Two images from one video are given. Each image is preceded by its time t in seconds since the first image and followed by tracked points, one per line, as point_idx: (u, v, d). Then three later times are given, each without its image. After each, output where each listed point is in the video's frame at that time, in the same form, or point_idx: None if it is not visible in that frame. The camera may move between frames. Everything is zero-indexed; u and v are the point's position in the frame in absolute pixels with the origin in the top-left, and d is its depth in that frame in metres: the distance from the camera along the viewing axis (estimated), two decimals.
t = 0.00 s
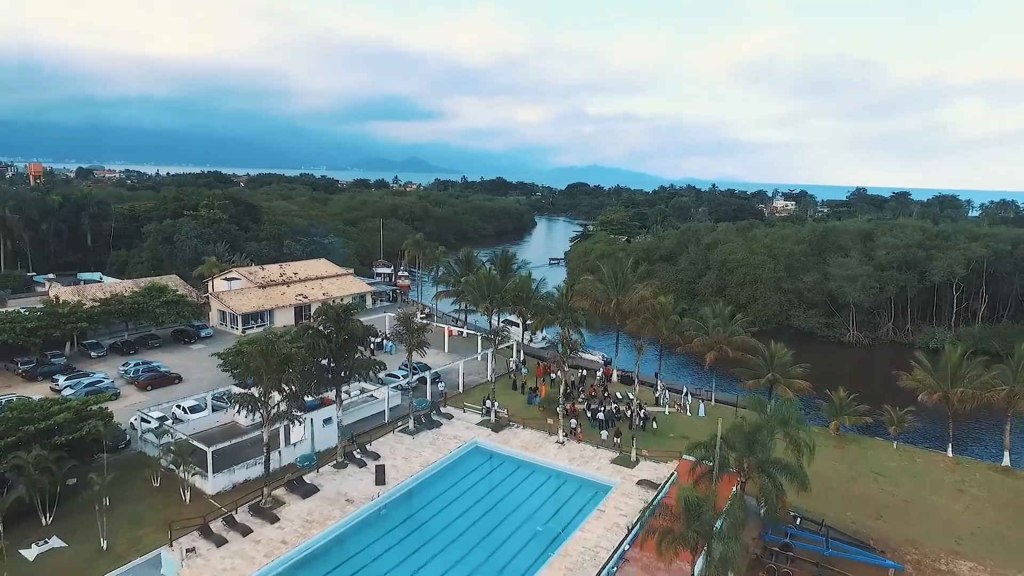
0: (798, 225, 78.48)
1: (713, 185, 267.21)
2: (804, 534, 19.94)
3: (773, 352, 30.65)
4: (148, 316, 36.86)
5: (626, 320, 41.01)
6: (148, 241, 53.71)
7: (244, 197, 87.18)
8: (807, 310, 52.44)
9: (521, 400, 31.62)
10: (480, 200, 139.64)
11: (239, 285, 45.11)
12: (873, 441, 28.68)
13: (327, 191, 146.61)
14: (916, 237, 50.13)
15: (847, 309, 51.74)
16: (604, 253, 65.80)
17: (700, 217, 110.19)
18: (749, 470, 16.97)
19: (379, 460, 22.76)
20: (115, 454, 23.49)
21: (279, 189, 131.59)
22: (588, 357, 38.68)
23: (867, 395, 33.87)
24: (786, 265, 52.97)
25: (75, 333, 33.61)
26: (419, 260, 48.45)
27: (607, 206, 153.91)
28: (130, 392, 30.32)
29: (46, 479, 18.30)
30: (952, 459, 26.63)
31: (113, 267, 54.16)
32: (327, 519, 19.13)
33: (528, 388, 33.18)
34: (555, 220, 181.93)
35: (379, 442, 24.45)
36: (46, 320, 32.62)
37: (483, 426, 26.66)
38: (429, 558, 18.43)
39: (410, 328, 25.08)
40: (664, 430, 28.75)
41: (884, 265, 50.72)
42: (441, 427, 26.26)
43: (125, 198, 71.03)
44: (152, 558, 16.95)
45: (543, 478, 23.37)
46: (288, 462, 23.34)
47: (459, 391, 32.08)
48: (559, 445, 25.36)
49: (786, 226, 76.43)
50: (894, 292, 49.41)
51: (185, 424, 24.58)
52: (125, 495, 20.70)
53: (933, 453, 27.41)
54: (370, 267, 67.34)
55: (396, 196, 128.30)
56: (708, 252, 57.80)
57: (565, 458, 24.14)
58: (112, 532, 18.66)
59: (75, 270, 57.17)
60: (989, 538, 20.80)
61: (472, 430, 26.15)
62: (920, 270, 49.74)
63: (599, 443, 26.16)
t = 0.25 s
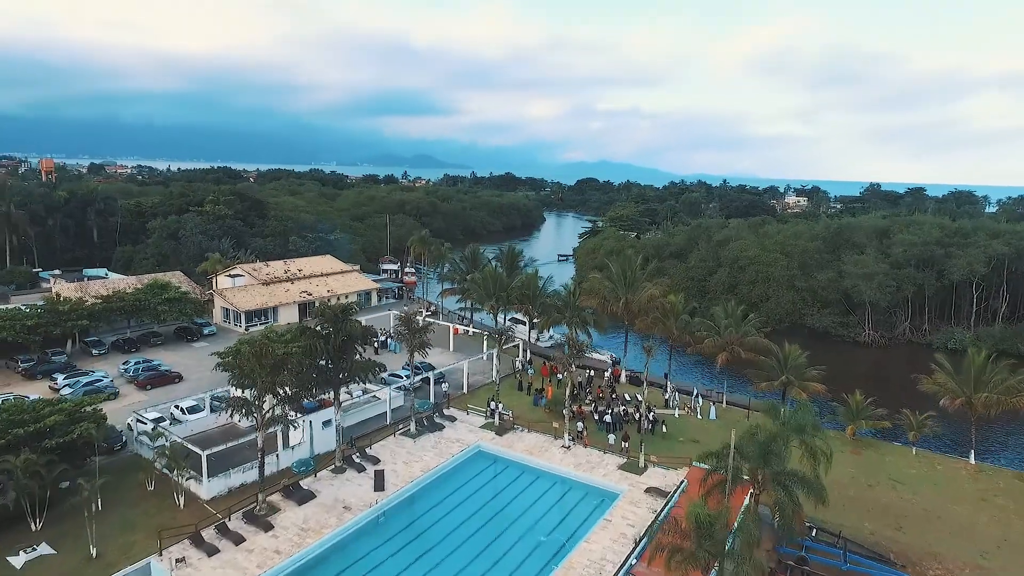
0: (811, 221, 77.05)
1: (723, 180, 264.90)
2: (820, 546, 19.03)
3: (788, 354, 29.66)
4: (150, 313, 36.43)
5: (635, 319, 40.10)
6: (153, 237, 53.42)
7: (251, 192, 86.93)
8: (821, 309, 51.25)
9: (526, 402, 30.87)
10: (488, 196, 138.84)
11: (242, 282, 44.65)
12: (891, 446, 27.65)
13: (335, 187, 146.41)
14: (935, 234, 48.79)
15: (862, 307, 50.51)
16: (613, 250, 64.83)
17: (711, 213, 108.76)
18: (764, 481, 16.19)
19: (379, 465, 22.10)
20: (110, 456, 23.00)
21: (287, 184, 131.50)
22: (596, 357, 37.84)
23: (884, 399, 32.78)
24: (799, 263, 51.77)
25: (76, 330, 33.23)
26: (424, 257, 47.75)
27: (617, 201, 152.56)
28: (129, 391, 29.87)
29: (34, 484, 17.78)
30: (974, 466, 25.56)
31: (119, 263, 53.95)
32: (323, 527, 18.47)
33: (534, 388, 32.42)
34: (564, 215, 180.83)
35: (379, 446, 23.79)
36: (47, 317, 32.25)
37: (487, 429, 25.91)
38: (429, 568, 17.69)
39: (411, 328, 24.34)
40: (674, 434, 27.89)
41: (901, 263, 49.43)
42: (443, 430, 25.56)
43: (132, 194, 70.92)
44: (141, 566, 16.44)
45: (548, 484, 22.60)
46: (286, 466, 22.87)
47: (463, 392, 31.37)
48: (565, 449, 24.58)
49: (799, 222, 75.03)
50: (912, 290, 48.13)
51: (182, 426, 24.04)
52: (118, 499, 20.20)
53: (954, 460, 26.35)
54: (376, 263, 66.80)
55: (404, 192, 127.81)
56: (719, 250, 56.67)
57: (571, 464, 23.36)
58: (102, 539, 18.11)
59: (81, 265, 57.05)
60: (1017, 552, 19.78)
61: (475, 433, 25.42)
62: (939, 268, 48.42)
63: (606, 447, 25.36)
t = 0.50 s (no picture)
0: (826, 218, 75.50)
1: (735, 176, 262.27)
2: (839, 564, 18.00)
3: (803, 356, 28.55)
4: (150, 310, 35.85)
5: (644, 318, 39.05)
6: (157, 233, 52.98)
7: (258, 188, 86.57)
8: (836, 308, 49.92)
9: (531, 405, 30.02)
10: (496, 191, 137.87)
11: (245, 279, 44.06)
12: (912, 454, 26.50)
13: (344, 182, 146.06)
14: (955, 232, 47.30)
15: (879, 307, 49.15)
16: (623, 247, 63.70)
17: (723, 209, 107.18)
18: (781, 498, 15.32)
19: (377, 471, 21.30)
20: (103, 459, 22.27)
21: (295, 179, 131.26)
22: (603, 357, 36.87)
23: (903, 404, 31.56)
24: (814, 261, 50.43)
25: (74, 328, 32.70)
26: (429, 254, 46.93)
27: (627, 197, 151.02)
28: (127, 391, 29.29)
29: (19, 491, 17.11)
30: (1001, 476, 24.38)
31: (123, 259, 53.60)
32: (316, 538, 17.68)
33: (539, 390, 31.49)
34: (574, 211, 179.59)
35: (378, 451, 23.01)
36: (45, 315, 31.72)
37: (490, 434, 25.05)
38: None
39: (410, 330, 23.47)
40: (684, 440, 26.86)
41: (920, 261, 47.99)
42: (445, 434, 24.74)
43: (138, 190, 70.64)
44: None
45: (553, 493, 21.69)
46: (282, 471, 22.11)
47: (467, 394, 30.61)
48: (571, 455, 23.65)
49: (813, 219, 73.49)
50: (931, 290, 46.72)
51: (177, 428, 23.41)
52: (108, 506, 19.52)
53: (979, 469, 25.17)
54: (382, 260, 66.14)
55: (412, 187, 127.17)
56: (731, 247, 55.40)
57: (577, 472, 22.42)
58: (90, 547, 17.43)
59: (86, 261, 56.76)
60: None
61: (478, 438, 24.56)
62: (959, 267, 46.95)
63: (613, 454, 24.39)
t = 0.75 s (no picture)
0: (838, 215, 74.08)
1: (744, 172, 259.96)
2: None
3: (817, 358, 27.58)
4: (148, 308, 35.33)
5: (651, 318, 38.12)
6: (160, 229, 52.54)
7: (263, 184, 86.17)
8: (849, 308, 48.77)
9: (535, 407, 29.29)
10: (503, 187, 136.93)
11: (247, 276, 43.51)
12: (930, 461, 25.47)
13: (350, 178, 145.62)
14: (973, 230, 46.01)
15: (893, 306, 47.96)
16: (630, 244, 62.72)
17: (732, 206, 105.78)
18: (796, 514, 14.48)
19: (373, 478, 20.59)
20: (94, 462, 21.86)
21: (301, 175, 131.00)
22: (610, 358, 36.02)
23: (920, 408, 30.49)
24: (826, 259, 49.27)
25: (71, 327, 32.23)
26: (433, 252, 46.17)
27: (634, 193, 149.69)
28: (123, 391, 28.77)
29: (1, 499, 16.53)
30: None
31: (126, 255, 53.23)
32: (308, 549, 16.98)
33: (543, 392, 30.74)
34: (581, 207, 178.36)
35: (375, 456, 22.32)
36: (41, 313, 31.23)
37: (491, 438, 24.28)
38: None
39: (410, 331, 22.67)
40: (692, 445, 26.01)
41: (936, 259, 46.74)
42: (446, 438, 24.02)
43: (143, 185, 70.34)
44: None
45: (556, 501, 20.91)
46: (278, 475, 21.56)
47: (469, 395, 29.91)
48: (575, 461, 22.85)
49: (825, 216, 72.12)
50: (947, 289, 45.50)
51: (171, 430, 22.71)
52: (98, 513, 18.95)
53: (1001, 478, 24.12)
54: (387, 257, 65.52)
55: (418, 183, 126.51)
56: (741, 244, 54.31)
57: (581, 479, 21.61)
58: (76, 556, 16.85)
59: (89, 257, 56.45)
60: None
61: (479, 443, 23.81)
62: (977, 265, 45.69)
63: (619, 460, 23.61)
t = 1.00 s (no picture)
0: (854, 212, 72.49)
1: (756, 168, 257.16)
2: None
3: (834, 362, 26.42)
4: (148, 306, 34.74)
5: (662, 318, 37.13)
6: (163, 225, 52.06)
7: (270, 179, 85.68)
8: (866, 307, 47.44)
9: (540, 410, 28.39)
10: (512, 182, 135.85)
11: (249, 273, 42.90)
12: (954, 471, 24.28)
13: (358, 173, 145.24)
14: (996, 227, 44.50)
15: (911, 306, 46.59)
16: (640, 241, 61.56)
17: (744, 202, 104.26)
18: (820, 537, 13.45)
19: (370, 486, 19.79)
20: (85, 467, 21.27)
21: (310, 170, 130.82)
22: (618, 359, 35.03)
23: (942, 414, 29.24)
24: (842, 256, 47.93)
25: (69, 325, 31.68)
26: (438, 249, 45.32)
27: (645, 188, 148.10)
28: (119, 391, 28.17)
29: None
30: None
31: (130, 251, 52.82)
32: (299, 562, 16.16)
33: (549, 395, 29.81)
34: (591, 202, 177.01)
35: (373, 463, 21.49)
36: (37, 311, 30.68)
37: (494, 444, 23.41)
38: None
39: (409, 333, 21.79)
40: (705, 451, 25.01)
41: (956, 258, 45.29)
42: (447, 444, 23.16)
43: (149, 181, 69.98)
44: None
45: (561, 512, 19.99)
46: (272, 482, 20.82)
47: (472, 398, 29.05)
48: (581, 469, 21.93)
49: (840, 213, 70.57)
50: (968, 289, 44.07)
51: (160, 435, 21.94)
52: (85, 521, 18.29)
53: None
54: (393, 253, 64.77)
55: (426, 178, 125.80)
56: (753, 241, 53.06)
57: (587, 488, 20.65)
58: (59, 568, 16.17)
59: (94, 253, 56.12)
60: None
61: (481, 449, 22.92)
62: (1000, 264, 44.22)
63: (628, 470, 22.63)
